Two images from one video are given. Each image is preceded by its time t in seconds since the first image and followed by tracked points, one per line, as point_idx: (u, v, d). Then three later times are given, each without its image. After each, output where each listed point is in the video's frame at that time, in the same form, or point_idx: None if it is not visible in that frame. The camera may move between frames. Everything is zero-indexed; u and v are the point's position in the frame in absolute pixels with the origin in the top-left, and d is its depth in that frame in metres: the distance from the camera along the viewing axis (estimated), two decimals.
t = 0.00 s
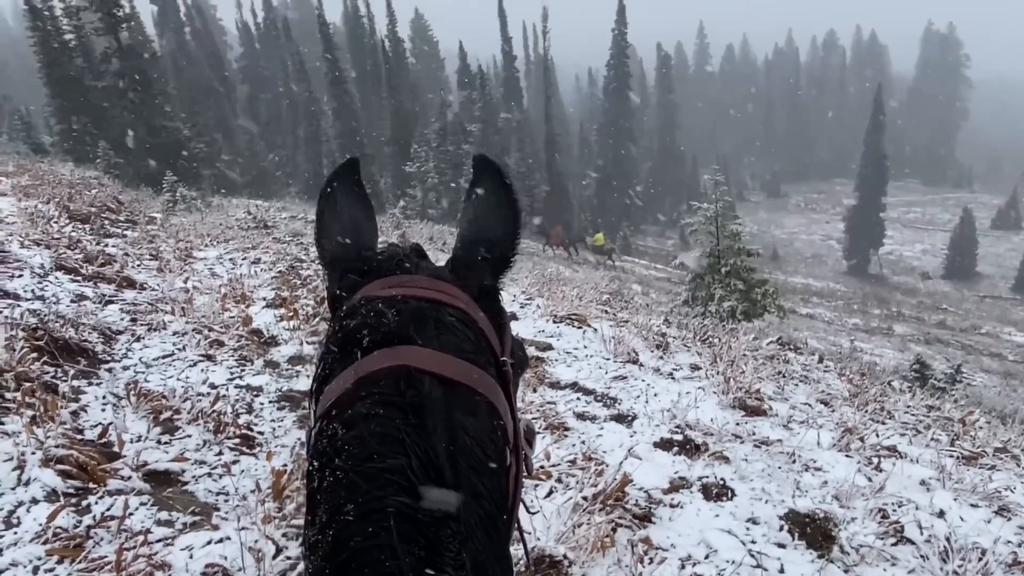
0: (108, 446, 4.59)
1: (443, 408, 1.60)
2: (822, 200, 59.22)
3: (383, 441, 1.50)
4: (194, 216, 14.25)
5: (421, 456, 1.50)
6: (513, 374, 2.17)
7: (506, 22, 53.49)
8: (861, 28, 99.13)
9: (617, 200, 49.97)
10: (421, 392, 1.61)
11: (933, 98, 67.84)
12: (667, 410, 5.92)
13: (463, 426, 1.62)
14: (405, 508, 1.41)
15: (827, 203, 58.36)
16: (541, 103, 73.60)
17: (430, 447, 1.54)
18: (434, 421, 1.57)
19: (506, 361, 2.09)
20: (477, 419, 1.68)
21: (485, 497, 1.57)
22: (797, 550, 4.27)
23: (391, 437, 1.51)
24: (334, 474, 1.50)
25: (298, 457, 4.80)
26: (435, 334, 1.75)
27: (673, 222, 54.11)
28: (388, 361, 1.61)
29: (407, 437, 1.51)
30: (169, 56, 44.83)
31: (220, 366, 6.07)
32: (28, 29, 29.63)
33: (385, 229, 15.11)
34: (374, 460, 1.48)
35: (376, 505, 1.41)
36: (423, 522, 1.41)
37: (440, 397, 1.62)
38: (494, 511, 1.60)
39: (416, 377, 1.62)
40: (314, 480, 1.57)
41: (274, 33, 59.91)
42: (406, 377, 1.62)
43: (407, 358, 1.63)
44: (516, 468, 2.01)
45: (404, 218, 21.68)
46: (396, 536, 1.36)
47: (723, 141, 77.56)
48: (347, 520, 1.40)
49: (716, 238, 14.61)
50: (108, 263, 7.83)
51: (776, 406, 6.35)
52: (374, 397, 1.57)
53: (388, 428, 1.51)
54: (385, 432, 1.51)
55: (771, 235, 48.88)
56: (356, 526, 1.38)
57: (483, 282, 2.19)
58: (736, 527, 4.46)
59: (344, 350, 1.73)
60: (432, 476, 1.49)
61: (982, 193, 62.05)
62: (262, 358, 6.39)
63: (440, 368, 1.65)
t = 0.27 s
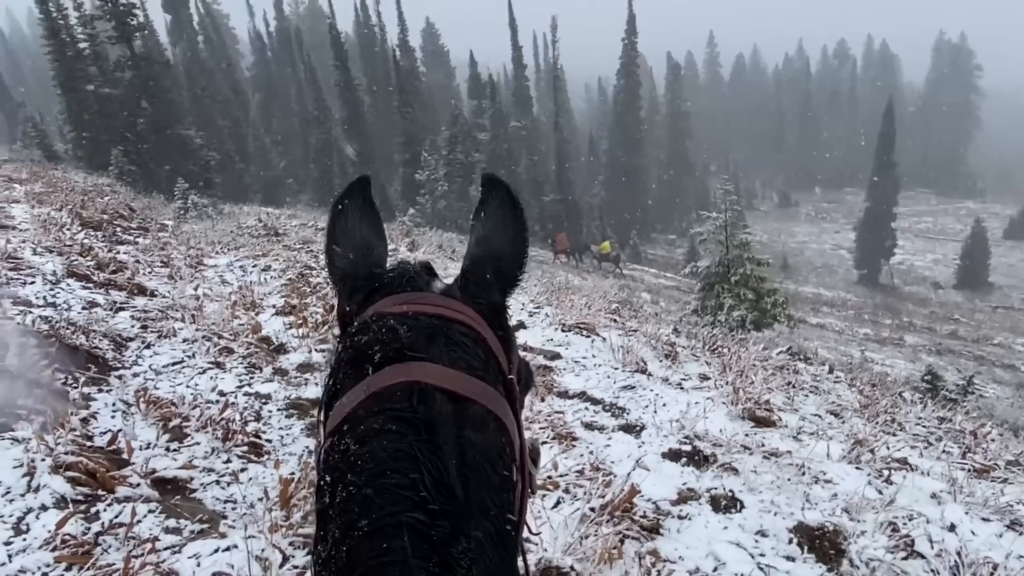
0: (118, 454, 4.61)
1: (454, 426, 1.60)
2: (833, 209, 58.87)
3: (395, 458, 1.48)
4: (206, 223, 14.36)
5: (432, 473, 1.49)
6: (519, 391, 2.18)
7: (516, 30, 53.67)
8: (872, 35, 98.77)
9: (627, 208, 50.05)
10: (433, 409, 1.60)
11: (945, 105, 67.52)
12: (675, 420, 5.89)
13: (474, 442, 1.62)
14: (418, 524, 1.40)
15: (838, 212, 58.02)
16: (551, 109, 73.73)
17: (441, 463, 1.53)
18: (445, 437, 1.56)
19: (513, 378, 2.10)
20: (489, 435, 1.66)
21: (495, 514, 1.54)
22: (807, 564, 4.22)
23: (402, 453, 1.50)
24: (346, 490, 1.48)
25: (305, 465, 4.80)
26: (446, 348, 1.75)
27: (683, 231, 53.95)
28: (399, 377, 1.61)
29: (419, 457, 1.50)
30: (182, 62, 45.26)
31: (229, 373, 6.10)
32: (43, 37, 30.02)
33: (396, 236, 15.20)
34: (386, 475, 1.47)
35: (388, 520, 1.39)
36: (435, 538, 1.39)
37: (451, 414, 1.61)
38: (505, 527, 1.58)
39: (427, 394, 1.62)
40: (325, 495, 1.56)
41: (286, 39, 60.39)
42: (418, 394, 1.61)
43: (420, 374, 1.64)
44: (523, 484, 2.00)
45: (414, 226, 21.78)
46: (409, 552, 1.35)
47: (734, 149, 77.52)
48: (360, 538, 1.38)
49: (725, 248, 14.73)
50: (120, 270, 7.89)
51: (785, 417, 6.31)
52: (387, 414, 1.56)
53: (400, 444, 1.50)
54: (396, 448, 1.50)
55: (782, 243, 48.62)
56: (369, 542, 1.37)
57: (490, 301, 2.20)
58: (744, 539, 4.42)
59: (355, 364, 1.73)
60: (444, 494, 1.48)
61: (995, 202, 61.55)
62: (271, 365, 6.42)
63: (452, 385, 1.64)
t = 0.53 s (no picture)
0: (130, 459, 4.63)
1: (474, 440, 1.56)
2: (845, 218, 58.51)
3: (419, 474, 1.43)
4: (218, 230, 14.45)
5: (455, 488, 1.44)
6: (535, 408, 2.15)
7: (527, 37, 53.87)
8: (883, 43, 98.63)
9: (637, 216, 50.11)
10: (455, 426, 1.56)
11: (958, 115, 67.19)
12: (687, 430, 5.86)
13: (495, 457, 1.58)
14: (441, 537, 1.33)
15: (850, 221, 57.68)
16: (560, 116, 73.85)
17: (464, 478, 1.49)
18: (467, 453, 1.52)
19: (530, 397, 2.07)
20: (507, 451, 1.63)
21: (514, 530, 1.48)
22: None
23: (424, 467, 1.45)
24: (368, 504, 1.41)
25: (316, 473, 4.79)
26: (466, 365, 1.75)
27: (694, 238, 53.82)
28: (419, 393, 1.60)
29: (442, 470, 1.45)
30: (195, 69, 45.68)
31: (240, 380, 6.11)
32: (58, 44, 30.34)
33: (407, 244, 15.28)
34: (409, 490, 1.41)
35: (413, 533, 1.33)
36: (460, 554, 1.32)
37: (472, 430, 1.58)
38: (527, 546, 1.52)
39: (448, 408, 1.59)
40: (344, 514, 1.49)
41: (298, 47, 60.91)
42: (440, 408, 1.59)
43: (442, 389, 1.61)
44: (540, 504, 1.95)
45: (425, 233, 21.87)
46: (432, 565, 1.28)
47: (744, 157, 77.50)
48: (382, 551, 1.31)
49: (736, 256, 14.77)
50: (132, 276, 7.94)
51: (797, 427, 6.27)
52: (409, 429, 1.52)
53: (423, 458, 1.45)
54: (419, 462, 1.45)
55: (793, 252, 48.41)
56: (390, 557, 1.29)
57: (509, 316, 2.20)
58: (756, 551, 4.38)
59: (376, 380, 1.70)
60: (467, 510, 1.43)
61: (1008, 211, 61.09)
62: (281, 372, 6.44)
63: (472, 400, 1.62)
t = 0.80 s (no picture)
0: (143, 462, 4.64)
1: (495, 444, 1.53)
2: (857, 226, 58.16)
3: (446, 476, 1.41)
4: (231, 234, 14.56)
5: (480, 493, 1.40)
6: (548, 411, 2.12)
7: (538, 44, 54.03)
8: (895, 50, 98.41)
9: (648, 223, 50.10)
10: (477, 432, 1.53)
11: (972, 123, 66.86)
12: (698, 438, 5.83)
13: (516, 459, 1.54)
14: (469, 546, 1.29)
15: (862, 228, 57.31)
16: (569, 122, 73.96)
17: (487, 483, 1.45)
18: (489, 455, 1.49)
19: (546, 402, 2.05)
20: (528, 453, 1.59)
21: (539, 534, 1.44)
22: None
23: (451, 473, 1.42)
24: (393, 511, 1.37)
25: (327, 477, 4.79)
26: (484, 370, 1.72)
27: (705, 245, 53.78)
28: (437, 397, 1.56)
29: (466, 477, 1.43)
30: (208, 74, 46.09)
31: (252, 383, 6.13)
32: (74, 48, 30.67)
33: (419, 249, 15.35)
34: (435, 496, 1.37)
35: (440, 539, 1.30)
36: (485, 558, 1.27)
37: (492, 434, 1.55)
38: (552, 553, 1.47)
39: (470, 414, 1.56)
40: (366, 522, 1.43)
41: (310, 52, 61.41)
42: (462, 413, 1.56)
43: (463, 393, 1.58)
44: (557, 508, 1.90)
45: (437, 239, 21.97)
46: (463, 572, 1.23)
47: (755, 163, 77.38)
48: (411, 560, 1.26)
49: (748, 262, 14.77)
50: (146, 279, 7.99)
51: (809, 435, 6.23)
52: (433, 434, 1.49)
53: (448, 465, 1.42)
54: (444, 469, 1.42)
55: (805, 259, 48.19)
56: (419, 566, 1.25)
57: (523, 322, 2.18)
58: (768, 560, 4.35)
59: (395, 386, 1.68)
60: (491, 515, 1.38)
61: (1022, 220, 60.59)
62: (293, 376, 6.46)
63: (492, 404, 1.60)
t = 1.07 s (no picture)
0: (153, 462, 4.68)
1: (470, 445, 1.52)
2: (869, 232, 57.81)
3: (420, 485, 1.38)
4: (244, 236, 14.67)
5: (459, 495, 1.39)
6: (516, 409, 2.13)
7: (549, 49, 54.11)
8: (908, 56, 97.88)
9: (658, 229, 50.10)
10: (449, 435, 1.52)
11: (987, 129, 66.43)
12: (707, 443, 5.82)
13: (489, 459, 1.54)
14: (450, 550, 1.26)
15: (874, 235, 56.94)
16: (579, 126, 73.98)
17: (463, 485, 1.44)
18: (464, 459, 1.47)
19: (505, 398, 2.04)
20: (498, 451, 1.60)
21: (521, 533, 1.44)
22: None
23: (429, 479, 1.40)
24: (371, 523, 1.32)
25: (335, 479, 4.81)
26: (448, 371, 1.70)
27: (716, 250, 53.75)
28: (406, 404, 1.54)
29: (441, 477, 1.41)
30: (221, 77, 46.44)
31: (262, 386, 6.16)
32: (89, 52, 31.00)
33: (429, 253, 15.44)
34: (413, 499, 1.35)
35: (421, 546, 1.26)
36: (464, 563, 1.26)
37: (466, 435, 1.54)
38: (535, 541, 1.50)
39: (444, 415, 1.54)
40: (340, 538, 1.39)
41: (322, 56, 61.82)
42: (436, 416, 1.54)
43: (432, 396, 1.56)
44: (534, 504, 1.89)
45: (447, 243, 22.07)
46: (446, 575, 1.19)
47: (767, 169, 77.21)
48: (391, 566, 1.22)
49: (758, 269, 14.76)
50: (158, 281, 8.06)
51: (819, 443, 6.20)
52: (408, 439, 1.48)
53: (427, 470, 1.41)
54: (421, 475, 1.40)
55: (816, 265, 48.00)
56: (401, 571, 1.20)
57: (467, 323, 2.17)
58: (777, 568, 4.32)
59: (361, 399, 1.64)
60: (471, 517, 1.36)
61: None
62: (303, 378, 6.50)
63: (462, 403, 1.59)
